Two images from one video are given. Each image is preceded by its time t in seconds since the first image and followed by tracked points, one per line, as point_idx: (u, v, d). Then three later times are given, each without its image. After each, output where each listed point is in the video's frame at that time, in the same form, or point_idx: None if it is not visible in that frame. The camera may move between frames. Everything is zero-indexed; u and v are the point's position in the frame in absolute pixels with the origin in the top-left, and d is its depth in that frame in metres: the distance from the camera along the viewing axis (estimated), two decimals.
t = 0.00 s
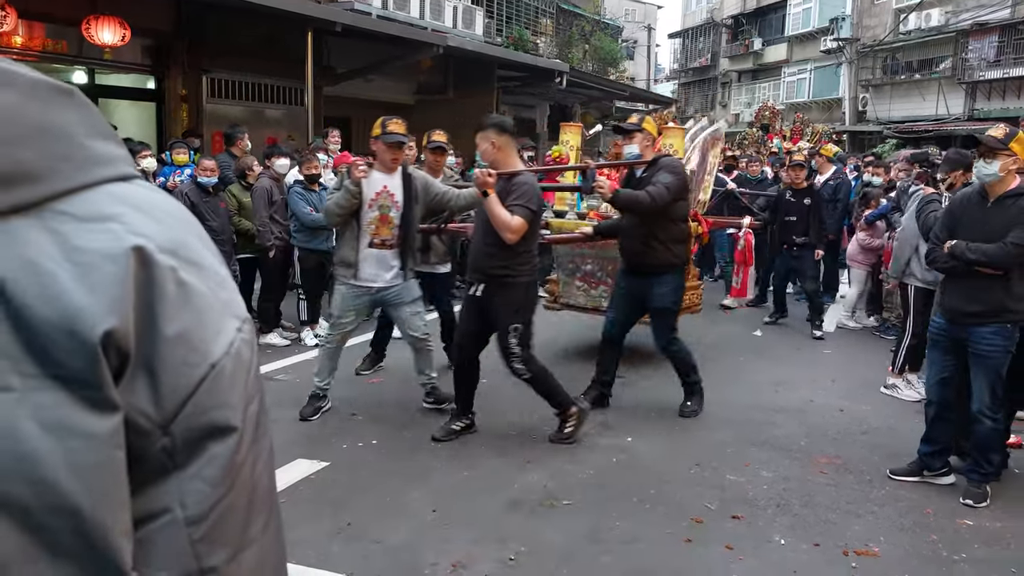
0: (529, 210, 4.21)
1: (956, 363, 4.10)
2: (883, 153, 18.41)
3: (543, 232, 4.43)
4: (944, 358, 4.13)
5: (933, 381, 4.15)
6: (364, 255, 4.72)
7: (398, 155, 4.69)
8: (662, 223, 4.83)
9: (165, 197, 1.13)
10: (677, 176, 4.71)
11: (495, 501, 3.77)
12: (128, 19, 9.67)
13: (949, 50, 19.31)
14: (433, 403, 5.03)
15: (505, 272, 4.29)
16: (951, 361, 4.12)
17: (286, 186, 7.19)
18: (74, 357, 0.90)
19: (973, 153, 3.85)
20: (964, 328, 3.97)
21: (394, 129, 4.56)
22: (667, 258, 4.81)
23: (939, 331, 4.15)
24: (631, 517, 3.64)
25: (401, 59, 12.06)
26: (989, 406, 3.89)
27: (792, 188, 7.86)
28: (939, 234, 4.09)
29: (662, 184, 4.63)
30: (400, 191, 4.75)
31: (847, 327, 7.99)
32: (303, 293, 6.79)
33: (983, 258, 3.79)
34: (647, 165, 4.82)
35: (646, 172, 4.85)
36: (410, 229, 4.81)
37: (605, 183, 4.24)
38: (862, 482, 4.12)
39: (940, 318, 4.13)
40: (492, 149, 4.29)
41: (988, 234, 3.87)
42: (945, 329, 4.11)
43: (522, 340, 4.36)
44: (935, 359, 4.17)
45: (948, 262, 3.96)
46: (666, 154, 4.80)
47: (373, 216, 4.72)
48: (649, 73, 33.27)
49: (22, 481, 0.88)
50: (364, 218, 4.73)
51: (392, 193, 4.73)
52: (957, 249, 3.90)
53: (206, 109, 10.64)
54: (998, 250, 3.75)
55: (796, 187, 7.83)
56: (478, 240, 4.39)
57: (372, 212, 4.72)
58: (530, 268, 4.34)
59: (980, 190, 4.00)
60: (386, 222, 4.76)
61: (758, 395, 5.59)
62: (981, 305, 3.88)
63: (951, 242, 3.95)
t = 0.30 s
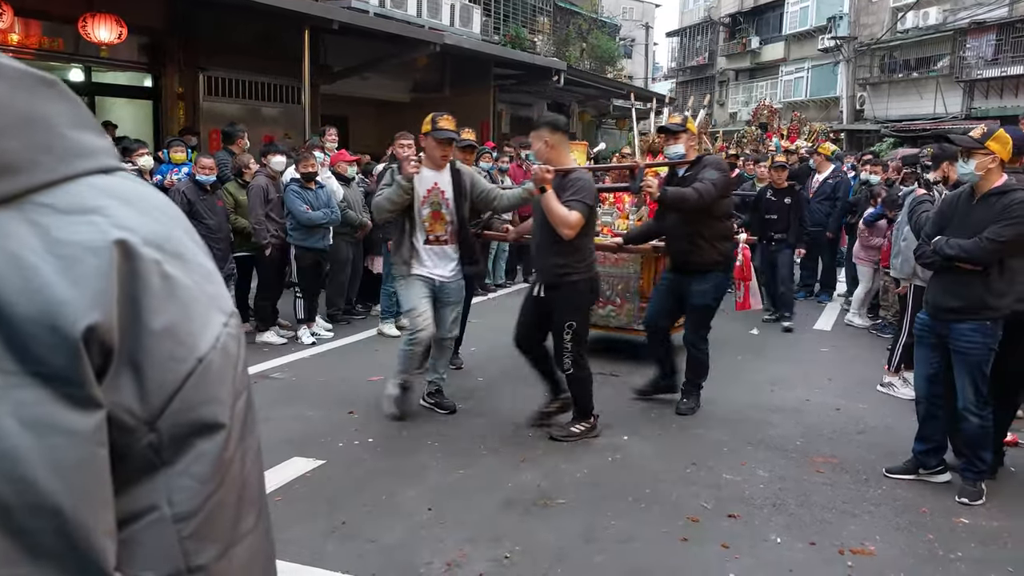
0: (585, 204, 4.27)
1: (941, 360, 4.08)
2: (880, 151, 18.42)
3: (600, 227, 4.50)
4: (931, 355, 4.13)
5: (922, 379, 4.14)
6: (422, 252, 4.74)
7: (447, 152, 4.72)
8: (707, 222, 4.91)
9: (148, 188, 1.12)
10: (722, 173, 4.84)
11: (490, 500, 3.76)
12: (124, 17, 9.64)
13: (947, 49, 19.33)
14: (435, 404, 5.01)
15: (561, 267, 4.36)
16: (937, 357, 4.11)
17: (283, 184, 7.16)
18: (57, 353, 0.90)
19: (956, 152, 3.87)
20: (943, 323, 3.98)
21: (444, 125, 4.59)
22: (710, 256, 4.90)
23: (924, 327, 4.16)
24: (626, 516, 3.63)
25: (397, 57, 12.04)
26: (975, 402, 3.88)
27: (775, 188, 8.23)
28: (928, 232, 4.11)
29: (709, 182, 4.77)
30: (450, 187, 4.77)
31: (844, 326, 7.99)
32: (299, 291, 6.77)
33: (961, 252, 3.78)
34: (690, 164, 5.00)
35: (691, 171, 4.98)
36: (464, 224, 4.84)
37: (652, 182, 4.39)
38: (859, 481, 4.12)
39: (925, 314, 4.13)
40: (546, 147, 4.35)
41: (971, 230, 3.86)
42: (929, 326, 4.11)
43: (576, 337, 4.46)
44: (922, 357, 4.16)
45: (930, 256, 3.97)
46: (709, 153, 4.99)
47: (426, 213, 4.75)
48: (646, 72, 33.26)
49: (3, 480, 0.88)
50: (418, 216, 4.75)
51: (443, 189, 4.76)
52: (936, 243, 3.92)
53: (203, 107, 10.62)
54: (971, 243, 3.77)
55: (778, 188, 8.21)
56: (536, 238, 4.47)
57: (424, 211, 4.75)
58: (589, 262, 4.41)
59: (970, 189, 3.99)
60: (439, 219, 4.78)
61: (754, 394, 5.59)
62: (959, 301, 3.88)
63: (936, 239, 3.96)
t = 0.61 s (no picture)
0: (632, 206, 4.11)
1: (937, 359, 4.07)
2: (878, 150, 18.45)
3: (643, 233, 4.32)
4: (925, 353, 4.12)
5: (917, 377, 4.13)
6: (462, 260, 4.67)
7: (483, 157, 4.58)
8: (743, 223, 4.91)
9: (130, 182, 1.13)
10: (757, 176, 4.83)
11: (486, 500, 3.75)
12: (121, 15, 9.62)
13: (944, 48, 19.37)
14: (434, 403, 5.00)
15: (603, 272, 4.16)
16: (933, 356, 4.09)
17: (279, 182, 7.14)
18: (26, 354, 0.89)
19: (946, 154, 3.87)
20: (937, 321, 3.98)
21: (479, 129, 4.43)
22: (746, 258, 4.89)
23: (919, 326, 4.14)
24: (622, 515, 3.63)
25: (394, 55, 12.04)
26: (971, 401, 3.88)
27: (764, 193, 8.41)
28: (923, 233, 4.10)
29: (746, 184, 4.76)
30: (483, 192, 4.68)
31: (842, 324, 8.00)
32: (296, 290, 6.77)
33: (953, 253, 3.78)
34: (726, 165, 4.94)
35: (725, 172, 4.95)
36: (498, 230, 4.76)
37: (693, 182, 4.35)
38: (855, 480, 4.12)
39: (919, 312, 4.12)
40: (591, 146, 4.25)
41: (963, 230, 3.86)
42: (924, 324, 4.10)
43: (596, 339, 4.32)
44: (918, 355, 4.15)
45: (924, 256, 3.97)
46: (745, 154, 4.93)
47: (463, 220, 4.66)
48: (644, 71, 33.29)
49: None
50: (455, 223, 4.66)
51: (476, 196, 4.66)
52: (930, 244, 3.92)
53: (200, 105, 10.61)
54: (962, 244, 3.77)
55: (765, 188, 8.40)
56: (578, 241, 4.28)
57: (460, 218, 4.65)
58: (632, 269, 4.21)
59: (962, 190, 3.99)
60: (475, 226, 4.70)
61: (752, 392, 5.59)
62: (951, 300, 3.89)
63: (929, 238, 3.96)
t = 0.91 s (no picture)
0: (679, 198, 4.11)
1: (927, 358, 4.09)
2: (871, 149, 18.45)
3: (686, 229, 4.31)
4: (916, 352, 4.14)
5: (908, 376, 4.15)
6: (486, 258, 4.40)
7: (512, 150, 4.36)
8: (773, 221, 4.84)
9: (115, 181, 1.12)
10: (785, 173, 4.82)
11: (480, 500, 3.75)
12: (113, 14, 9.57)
13: (936, 48, 19.41)
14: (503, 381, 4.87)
15: (653, 267, 4.12)
16: (923, 354, 4.12)
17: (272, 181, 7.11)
18: (10, 359, 0.89)
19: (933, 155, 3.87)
20: (925, 320, 4.00)
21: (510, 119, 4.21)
22: (776, 257, 4.81)
23: (908, 325, 4.16)
24: (616, 515, 3.63)
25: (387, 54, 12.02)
26: (960, 399, 3.89)
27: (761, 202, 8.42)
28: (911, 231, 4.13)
29: (778, 180, 4.75)
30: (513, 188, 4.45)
31: (835, 323, 8.02)
32: (289, 290, 6.75)
33: (939, 253, 3.82)
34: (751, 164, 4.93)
35: (752, 172, 4.93)
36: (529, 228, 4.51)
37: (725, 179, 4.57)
38: (848, 479, 4.13)
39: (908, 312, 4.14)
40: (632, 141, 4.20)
41: (949, 229, 3.88)
42: (913, 324, 4.12)
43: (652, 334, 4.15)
44: (908, 354, 4.17)
45: (912, 256, 4.00)
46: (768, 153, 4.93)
47: (491, 216, 4.42)
48: (638, 70, 33.32)
49: None
50: (483, 218, 4.43)
51: (506, 191, 4.43)
52: (917, 244, 3.95)
53: (193, 104, 10.57)
54: (948, 244, 3.80)
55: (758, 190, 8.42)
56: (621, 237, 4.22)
57: (489, 214, 4.42)
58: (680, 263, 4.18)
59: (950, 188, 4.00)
60: (504, 224, 4.45)
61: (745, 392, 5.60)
62: (939, 299, 3.90)
63: (917, 238, 3.99)
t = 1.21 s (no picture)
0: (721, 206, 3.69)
1: (916, 356, 4.10)
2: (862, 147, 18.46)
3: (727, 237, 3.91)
4: (905, 350, 4.14)
5: (897, 374, 4.15)
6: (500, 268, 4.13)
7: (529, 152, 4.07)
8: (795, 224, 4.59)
9: (106, 188, 1.11)
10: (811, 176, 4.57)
11: (472, 500, 3.74)
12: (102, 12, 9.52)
13: (927, 46, 19.44)
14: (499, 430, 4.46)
15: (695, 281, 3.72)
16: (911, 352, 4.12)
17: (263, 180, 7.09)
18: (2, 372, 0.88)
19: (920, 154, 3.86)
20: (914, 318, 4.01)
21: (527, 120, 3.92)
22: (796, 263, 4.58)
23: (897, 323, 4.16)
24: (609, 514, 3.62)
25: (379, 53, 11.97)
26: (949, 397, 3.90)
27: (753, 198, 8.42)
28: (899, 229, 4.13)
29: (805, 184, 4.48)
30: (527, 193, 4.17)
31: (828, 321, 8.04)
32: (281, 289, 6.72)
33: (926, 250, 3.82)
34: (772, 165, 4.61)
35: (773, 172, 4.64)
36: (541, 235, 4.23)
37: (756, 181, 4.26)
38: (841, 476, 4.13)
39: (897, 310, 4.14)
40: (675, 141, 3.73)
41: (937, 227, 3.89)
42: (902, 322, 4.12)
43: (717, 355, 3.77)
44: (897, 352, 4.17)
45: (900, 254, 4.00)
46: (790, 153, 4.65)
47: (504, 223, 4.12)
48: (630, 69, 33.36)
49: None
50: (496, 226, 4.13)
51: (521, 196, 4.16)
52: (906, 242, 3.95)
53: (183, 103, 10.53)
54: (936, 242, 3.80)
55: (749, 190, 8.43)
56: (657, 248, 3.80)
57: (502, 221, 4.12)
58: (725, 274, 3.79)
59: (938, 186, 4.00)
60: (517, 231, 4.14)
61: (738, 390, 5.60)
62: (926, 297, 3.91)
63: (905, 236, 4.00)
